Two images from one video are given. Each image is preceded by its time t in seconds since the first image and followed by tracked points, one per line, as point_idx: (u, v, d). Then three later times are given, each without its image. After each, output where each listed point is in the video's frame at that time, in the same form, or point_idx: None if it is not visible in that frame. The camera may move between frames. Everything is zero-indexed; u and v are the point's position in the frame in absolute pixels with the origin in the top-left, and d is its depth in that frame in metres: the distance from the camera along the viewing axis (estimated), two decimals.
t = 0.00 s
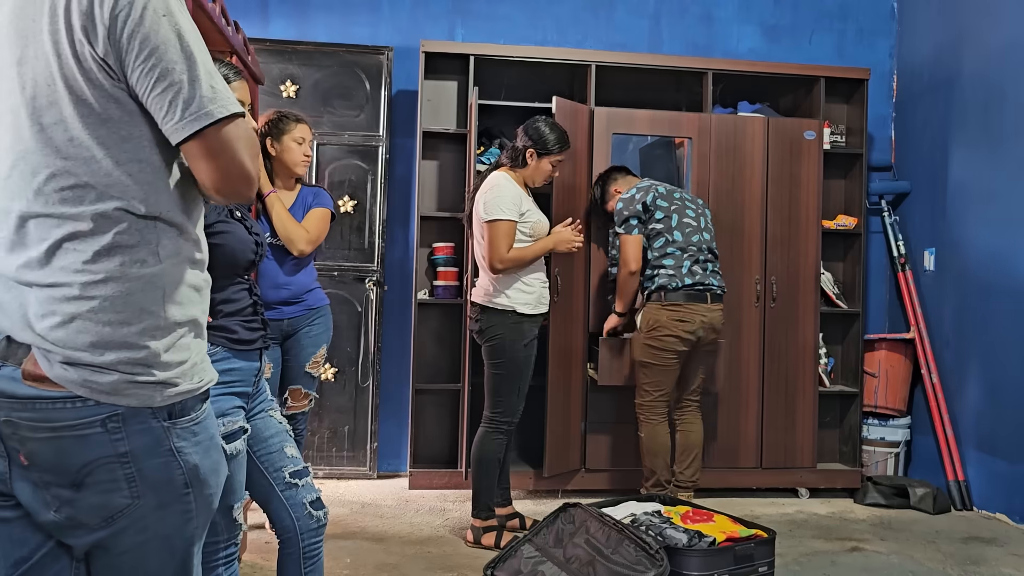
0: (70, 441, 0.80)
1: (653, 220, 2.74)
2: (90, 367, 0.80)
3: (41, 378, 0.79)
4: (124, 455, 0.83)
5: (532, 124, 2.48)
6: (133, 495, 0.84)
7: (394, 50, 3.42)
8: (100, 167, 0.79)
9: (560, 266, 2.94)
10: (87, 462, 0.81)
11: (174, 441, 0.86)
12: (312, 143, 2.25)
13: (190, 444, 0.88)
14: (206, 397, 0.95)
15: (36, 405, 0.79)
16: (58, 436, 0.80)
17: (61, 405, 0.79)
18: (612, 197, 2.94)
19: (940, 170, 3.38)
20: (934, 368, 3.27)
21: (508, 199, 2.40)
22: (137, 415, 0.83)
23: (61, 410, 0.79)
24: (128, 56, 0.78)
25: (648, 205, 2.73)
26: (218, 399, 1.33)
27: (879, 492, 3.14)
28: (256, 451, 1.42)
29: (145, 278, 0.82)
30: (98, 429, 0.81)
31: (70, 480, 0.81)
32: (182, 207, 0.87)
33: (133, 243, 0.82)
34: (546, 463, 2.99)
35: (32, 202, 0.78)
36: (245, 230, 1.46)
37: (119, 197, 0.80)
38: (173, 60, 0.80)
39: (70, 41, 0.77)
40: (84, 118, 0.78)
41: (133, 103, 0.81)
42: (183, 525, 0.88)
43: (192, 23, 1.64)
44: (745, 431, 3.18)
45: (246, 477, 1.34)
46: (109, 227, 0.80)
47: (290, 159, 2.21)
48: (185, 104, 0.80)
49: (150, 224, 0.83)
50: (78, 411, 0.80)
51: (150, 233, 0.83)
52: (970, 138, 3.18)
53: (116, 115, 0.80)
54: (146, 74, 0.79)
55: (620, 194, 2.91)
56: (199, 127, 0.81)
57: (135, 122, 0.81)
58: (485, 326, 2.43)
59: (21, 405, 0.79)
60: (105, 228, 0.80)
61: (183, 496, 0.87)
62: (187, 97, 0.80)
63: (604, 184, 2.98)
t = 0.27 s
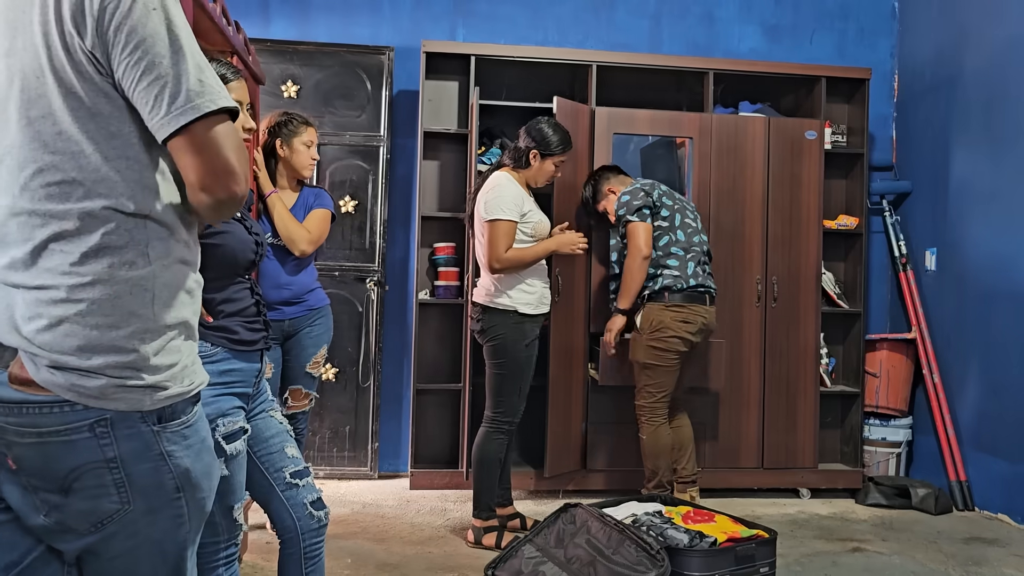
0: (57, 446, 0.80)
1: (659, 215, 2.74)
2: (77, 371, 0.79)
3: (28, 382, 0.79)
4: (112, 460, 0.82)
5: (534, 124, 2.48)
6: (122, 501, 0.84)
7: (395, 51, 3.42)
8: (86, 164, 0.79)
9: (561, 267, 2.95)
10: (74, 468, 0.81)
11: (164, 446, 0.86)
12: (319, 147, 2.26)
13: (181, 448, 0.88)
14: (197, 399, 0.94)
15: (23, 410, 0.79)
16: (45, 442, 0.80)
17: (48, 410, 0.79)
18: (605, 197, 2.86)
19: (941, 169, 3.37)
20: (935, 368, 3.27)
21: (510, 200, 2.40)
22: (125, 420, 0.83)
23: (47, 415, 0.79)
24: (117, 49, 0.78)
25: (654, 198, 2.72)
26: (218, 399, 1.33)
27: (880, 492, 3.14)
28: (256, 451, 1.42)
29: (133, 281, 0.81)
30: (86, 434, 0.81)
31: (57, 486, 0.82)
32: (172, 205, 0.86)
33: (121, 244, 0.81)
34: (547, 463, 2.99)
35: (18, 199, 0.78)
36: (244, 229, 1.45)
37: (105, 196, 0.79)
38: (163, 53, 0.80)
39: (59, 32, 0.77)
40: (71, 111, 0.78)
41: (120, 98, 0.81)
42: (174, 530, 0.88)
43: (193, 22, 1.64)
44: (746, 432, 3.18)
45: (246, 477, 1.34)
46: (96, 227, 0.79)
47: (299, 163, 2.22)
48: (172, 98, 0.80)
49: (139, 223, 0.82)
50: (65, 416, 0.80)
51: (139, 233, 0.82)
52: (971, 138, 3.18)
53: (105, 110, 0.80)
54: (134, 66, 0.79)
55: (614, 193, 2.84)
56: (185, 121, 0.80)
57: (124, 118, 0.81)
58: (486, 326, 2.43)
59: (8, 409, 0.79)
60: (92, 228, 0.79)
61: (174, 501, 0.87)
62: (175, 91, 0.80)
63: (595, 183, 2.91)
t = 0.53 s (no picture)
0: (51, 449, 0.81)
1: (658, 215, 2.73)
2: (71, 375, 0.79)
3: (21, 386, 0.79)
4: (107, 463, 0.83)
5: (535, 125, 2.49)
6: (118, 504, 0.84)
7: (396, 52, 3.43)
8: (82, 162, 0.79)
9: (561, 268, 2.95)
10: (69, 472, 0.82)
11: (160, 449, 0.86)
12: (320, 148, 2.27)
13: (176, 451, 0.88)
14: (193, 401, 0.95)
15: (17, 414, 0.80)
16: (39, 446, 0.80)
17: (42, 414, 0.80)
18: (599, 196, 2.85)
19: (942, 170, 3.37)
20: (936, 369, 3.26)
21: (510, 200, 2.40)
22: (119, 423, 0.83)
23: (41, 419, 0.80)
24: (121, 43, 0.79)
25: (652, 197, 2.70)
26: (218, 400, 1.33)
27: (881, 493, 3.13)
28: (257, 452, 1.42)
29: (127, 282, 0.82)
30: (81, 438, 0.81)
31: (52, 490, 0.82)
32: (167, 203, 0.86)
33: (114, 246, 0.81)
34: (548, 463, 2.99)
35: (15, 198, 0.78)
36: (245, 230, 1.44)
37: (100, 195, 0.80)
38: (166, 47, 0.80)
39: (60, 27, 0.78)
40: (69, 107, 0.78)
41: (122, 93, 0.81)
42: (171, 533, 0.89)
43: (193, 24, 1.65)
44: (748, 434, 3.18)
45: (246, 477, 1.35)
46: (89, 228, 0.79)
47: (299, 163, 2.23)
48: (178, 91, 0.80)
49: (133, 223, 0.82)
50: (59, 420, 0.80)
51: (133, 234, 0.82)
52: (972, 139, 3.17)
53: (104, 105, 0.80)
54: (138, 60, 0.79)
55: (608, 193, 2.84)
56: (193, 113, 0.81)
57: (124, 114, 0.81)
58: (487, 327, 2.43)
59: (3, 412, 0.80)
60: (85, 229, 0.79)
61: (170, 504, 0.88)
62: (180, 85, 0.80)
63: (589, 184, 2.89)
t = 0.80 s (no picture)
0: (50, 452, 0.81)
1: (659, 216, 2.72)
2: (69, 378, 0.80)
3: (20, 389, 0.80)
4: (106, 466, 0.83)
5: (536, 127, 2.48)
6: (117, 507, 0.85)
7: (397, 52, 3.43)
8: (90, 161, 0.78)
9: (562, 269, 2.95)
10: (68, 474, 0.82)
11: (159, 450, 0.87)
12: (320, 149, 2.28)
13: (175, 453, 0.88)
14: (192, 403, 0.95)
15: (15, 416, 0.80)
16: (38, 448, 0.81)
17: (41, 417, 0.80)
18: (596, 196, 2.83)
19: (944, 171, 3.36)
20: (937, 370, 3.26)
21: (511, 201, 2.40)
22: (119, 426, 0.83)
23: (40, 422, 0.80)
24: (137, 38, 0.80)
25: (654, 197, 2.70)
26: (219, 400, 1.33)
27: (882, 494, 3.13)
28: (257, 453, 1.42)
29: (127, 283, 0.82)
30: (80, 441, 0.82)
31: (52, 492, 0.82)
32: (171, 201, 0.87)
33: (115, 247, 0.81)
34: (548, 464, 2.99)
35: (18, 199, 0.77)
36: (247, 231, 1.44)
37: (106, 195, 0.80)
38: (183, 43, 0.82)
39: (71, 23, 0.77)
40: (78, 105, 0.78)
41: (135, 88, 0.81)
42: (171, 535, 0.89)
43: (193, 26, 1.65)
44: (748, 435, 3.18)
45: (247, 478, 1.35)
46: (91, 230, 0.79)
47: (299, 164, 2.23)
48: (198, 87, 0.82)
49: (137, 223, 0.82)
50: (57, 423, 0.80)
51: (135, 235, 0.82)
52: (974, 140, 3.17)
53: (114, 102, 0.80)
54: (156, 57, 0.80)
55: (605, 193, 2.82)
56: (215, 107, 0.83)
57: (139, 108, 0.82)
58: (488, 328, 2.43)
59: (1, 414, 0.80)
60: (88, 229, 0.79)
61: (171, 505, 0.88)
62: (198, 81, 0.82)
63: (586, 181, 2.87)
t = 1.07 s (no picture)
0: (61, 453, 0.81)
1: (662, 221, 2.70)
2: (81, 380, 0.80)
3: (32, 391, 0.79)
4: (117, 466, 0.84)
5: (537, 128, 2.49)
6: (128, 507, 0.85)
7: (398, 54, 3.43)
8: (94, 165, 0.79)
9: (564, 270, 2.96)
10: (79, 475, 0.82)
11: (169, 450, 0.87)
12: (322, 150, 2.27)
13: (185, 453, 0.89)
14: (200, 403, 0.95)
15: (26, 418, 0.80)
16: (49, 450, 0.81)
17: (52, 418, 0.80)
18: (600, 185, 2.82)
19: (945, 172, 3.37)
20: (938, 371, 3.24)
21: (512, 202, 2.40)
22: (129, 426, 0.84)
23: (50, 424, 0.80)
24: (130, 48, 0.79)
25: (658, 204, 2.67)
26: (222, 402, 1.33)
27: (884, 495, 3.13)
28: (259, 454, 1.43)
29: (135, 285, 0.82)
30: (91, 442, 0.82)
31: (63, 493, 0.83)
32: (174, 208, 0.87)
33: (123, 249, 0.81)
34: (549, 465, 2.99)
35: (22, 203, 0.78)
36: (248, 233, 1.45)
37: (110, 199, 0.80)
38: (178, 55, 0.82)
39: (71, 32, 0.77)
40: (80, 112, 0.78)
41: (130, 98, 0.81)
42: (181, 534, 0.89)
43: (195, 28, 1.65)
44: (749, 436, 3.18)
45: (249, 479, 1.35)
46: (99, 232, 0.79)
47: (300, 165, 2.24)
48: (184, 102, 0.81)
49: (143, 227, 0.82)
50: (69, 425, 0.81)
51: (141, 238, 0.82)
52: (975, 140, 3.17)
53: (114, 110, 0.80)
54: (148, 68, 0.80)
55: (609, 183, 2.81)
56: (196, 124, 0.82)
57: (133, 118, 0.81)
58: (489, 329, 2.43)
59: (10, 417, 0.80)
60: (95, 232, 0.79)
61: (180, 505, 0.88)
62: (186, 95, 0.81)
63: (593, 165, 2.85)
